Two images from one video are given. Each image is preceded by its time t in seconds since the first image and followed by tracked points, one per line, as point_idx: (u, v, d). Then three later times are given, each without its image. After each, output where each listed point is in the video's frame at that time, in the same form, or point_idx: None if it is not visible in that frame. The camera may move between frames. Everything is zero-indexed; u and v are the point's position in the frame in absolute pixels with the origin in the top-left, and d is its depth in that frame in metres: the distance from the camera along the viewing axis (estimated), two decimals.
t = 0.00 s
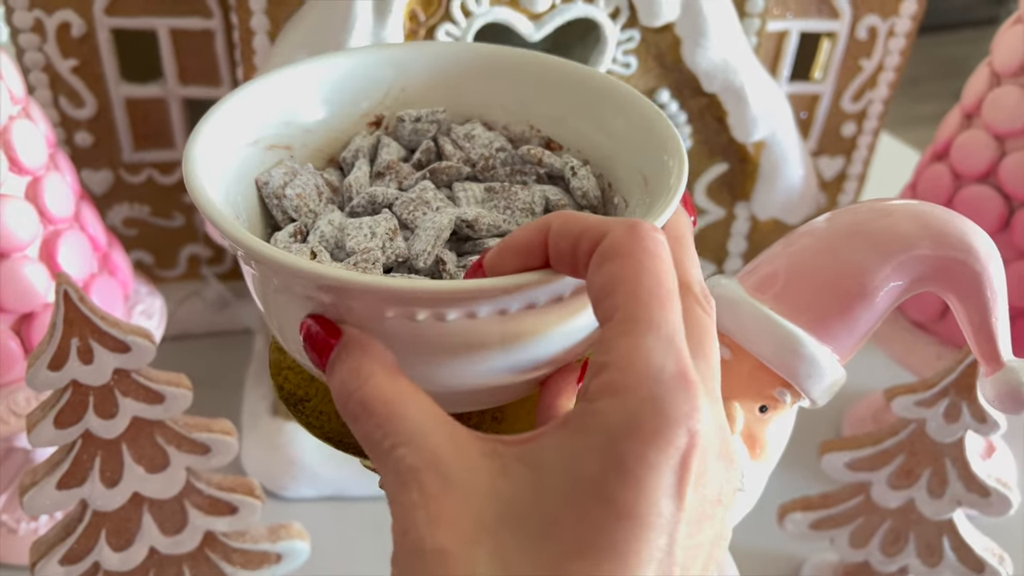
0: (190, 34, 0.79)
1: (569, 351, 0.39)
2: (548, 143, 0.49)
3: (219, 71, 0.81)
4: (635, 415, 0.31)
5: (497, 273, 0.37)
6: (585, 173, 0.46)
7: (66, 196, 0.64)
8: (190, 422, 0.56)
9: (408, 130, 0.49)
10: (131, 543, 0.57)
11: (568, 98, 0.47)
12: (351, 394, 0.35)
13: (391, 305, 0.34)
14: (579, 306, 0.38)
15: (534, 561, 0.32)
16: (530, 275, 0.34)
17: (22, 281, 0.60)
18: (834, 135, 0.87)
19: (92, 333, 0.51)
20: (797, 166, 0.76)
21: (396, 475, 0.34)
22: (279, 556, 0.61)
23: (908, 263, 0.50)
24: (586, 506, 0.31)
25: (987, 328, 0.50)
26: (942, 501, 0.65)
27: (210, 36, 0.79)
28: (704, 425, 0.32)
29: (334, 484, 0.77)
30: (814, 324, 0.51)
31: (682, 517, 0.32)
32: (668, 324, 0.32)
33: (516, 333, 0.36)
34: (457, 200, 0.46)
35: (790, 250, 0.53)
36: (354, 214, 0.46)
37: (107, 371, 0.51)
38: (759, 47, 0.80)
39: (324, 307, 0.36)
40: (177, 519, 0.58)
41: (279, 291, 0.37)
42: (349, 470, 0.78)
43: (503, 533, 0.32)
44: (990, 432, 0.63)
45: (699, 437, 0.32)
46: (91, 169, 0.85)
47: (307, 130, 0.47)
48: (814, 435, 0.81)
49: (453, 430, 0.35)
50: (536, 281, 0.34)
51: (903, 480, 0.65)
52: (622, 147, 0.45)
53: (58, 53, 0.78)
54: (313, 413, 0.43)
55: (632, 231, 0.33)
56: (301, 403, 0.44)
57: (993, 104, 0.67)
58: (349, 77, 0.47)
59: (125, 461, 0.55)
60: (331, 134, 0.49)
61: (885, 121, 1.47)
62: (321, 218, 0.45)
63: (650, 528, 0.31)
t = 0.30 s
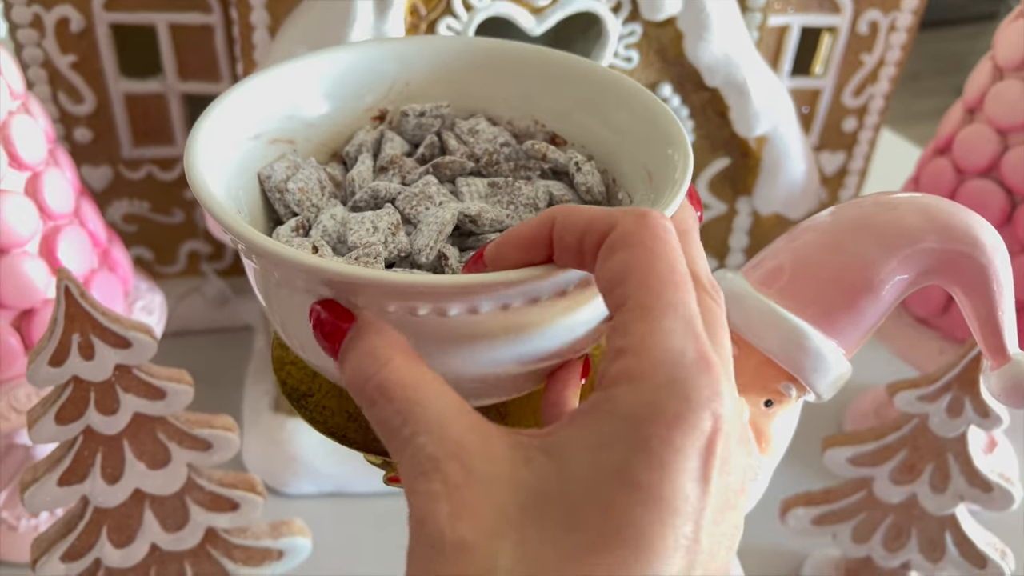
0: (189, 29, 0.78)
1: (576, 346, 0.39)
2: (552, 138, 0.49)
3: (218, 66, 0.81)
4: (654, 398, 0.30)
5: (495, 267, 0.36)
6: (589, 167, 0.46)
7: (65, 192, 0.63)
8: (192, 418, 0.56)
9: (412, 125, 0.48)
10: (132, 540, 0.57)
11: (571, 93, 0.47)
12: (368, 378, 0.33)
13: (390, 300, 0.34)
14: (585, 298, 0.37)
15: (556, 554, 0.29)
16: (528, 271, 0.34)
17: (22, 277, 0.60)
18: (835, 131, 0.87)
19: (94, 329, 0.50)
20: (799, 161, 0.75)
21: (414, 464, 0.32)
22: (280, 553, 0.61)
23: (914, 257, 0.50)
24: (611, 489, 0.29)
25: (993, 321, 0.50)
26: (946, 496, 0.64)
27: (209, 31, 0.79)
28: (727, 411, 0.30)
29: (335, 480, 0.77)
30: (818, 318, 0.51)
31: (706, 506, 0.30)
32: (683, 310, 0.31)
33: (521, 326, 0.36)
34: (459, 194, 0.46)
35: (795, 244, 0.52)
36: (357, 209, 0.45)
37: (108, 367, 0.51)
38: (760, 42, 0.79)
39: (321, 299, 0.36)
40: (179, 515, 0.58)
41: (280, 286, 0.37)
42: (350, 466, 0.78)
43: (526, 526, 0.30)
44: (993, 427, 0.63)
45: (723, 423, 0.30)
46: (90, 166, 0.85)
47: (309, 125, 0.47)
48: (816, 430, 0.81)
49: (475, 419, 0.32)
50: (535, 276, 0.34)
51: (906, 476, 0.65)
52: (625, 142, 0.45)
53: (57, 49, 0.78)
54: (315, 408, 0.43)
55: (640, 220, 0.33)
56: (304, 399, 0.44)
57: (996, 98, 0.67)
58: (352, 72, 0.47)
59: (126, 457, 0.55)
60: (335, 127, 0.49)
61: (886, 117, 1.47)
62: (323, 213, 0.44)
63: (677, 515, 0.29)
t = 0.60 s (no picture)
0: (181, 25, 0.78)
1: (563, 351, 0.38)
2: (541, 140, 0.48)
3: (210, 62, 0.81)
4: (807, 430, 0.31)
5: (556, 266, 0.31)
6: (577, 170, 0.45)
7: (56, 190, 0.63)
8: (184, 417, 0.56)
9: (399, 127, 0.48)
10: (124, 539, 0.57)
11: (559, 96, 0.47)
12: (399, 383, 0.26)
13: (370, 301, 0.33)
14: (574, 302, 0.36)
15: None
16: (533, 267, 0.33)
17: (12, 275, 0.60)
18: (830, 126, 0.87)
19: (83, 327, 0.50)
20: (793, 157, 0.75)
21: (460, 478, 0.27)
22: (274, 551, 0.60)
23: (904, 250, 0.49)
24: (758, 523, 0.30)
25: (983, 315, 0.50)
26: (940, 491, 0.64)
27: (201, 27, 0.78)
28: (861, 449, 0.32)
29: (329, 478, 0.77)
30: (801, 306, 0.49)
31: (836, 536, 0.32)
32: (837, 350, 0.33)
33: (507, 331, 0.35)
34: (446, 197, 0.45)
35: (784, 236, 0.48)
36: (341, 211, 0.45)
37: (97, 365, 0.51)
38: (754, 37, 0.79)
39: (301, 301, 0.35)
40: (171, 514, 0.57)
41: (261, 289, 0.36)
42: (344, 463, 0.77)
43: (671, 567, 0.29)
44: (988, 422, 0.62)
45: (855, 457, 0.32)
46: (82, 163, 0.84)
47: (293, 127, 0.46)
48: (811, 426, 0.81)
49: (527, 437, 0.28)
50: (534, 274, 0.33)
51: (900, 471, 0.65)
52: (615, 146, 0.44)
53: (48, 45, 0.77)
54: (304, 404, 0.43)
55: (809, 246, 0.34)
56: (292, 395, 0.44)
57: (991, 93, 0.67)
58: (338, 75, 0.46)
59: (117, 456, 0.54)
60: (320, 129, 0.48)
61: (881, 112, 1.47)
62: (307, 215, 0.44)
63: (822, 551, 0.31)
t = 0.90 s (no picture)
0: (176, 20, 0.78)
1: (549, 336, 0.38)
2: (530, 132, 0.48)
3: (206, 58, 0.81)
4: None
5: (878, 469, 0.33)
6: (565, 160, 0.45)
7: (51, 185, 0.63)
8: (179, 411, 0.56)
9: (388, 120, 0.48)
10: (121, 533, 0.57)
11: (547, 88, 0.47)
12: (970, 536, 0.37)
13: (356, 289, 0.33)
14: (559, 289, 0.36)
15: None
16: (518, 254, 0.33)
17: (8, 271, 0.60)
18: (824, 120, 0.87)
19: (78, 322, 0.50)
20: (786, 151, 0.75)
21: None
22: (270, 545, 0.61)
23: (887, 237, 0.41)
24: None
25: (965, 299, 0.42)
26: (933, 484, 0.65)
27: (197, 23, 0.79)
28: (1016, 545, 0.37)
29: (326, 472, 0.77)
30: (791, 300, 0.42)
31: None
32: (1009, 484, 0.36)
33: (493, 318, 0.35)
34: (436, 188, 0.45)
35: (768, 224, 0.43)
36: (331, 203, 0.44)
37: (92, 360, 0.51)
38: (749, 31, 0.79)
39: (288, 289, 0.35)
40: (167, 508, 0.57)
41: (249, 279, 0.36)
42: (341, 458, 0.78)
43: None
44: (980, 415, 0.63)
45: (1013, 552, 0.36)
46: (78, 159, 0.84)
47: (282, 120, 0.46)
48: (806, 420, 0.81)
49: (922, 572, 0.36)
50: (519, 262, 0.33)
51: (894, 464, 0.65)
52: (602, 136, 0.45)
53: (44, 41, 0.78)
54: (294, 394, 0.42)
55: None
56: (283, 385, 0.43)
57: (984, 87, 0.67)
58: (327, 68, 0.46)
59: (112, 450, 0.55)
60: (310, 123, 0.48)
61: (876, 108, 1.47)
62: (296, 206, 0.43)
63: None
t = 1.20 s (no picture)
0: (177, 21, 0.79)
1: (547, 333, 0.39)
2: (529, 132, 0.49)
3: (207, 59, 0.81)
4: None
5: None
6: (564, 159, 0.46)
7: (53, 185, 0.64)
8: (180, 409, 0.56)
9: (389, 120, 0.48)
10: (123, 529, 0.58)
11: (546, 88, 0.47)
12: None
13: (356, 286, 0.34)
14: (556, 287, 0.37)
15: None
16: (517, 252, 0.34)
17: (11, 269, 0.60)
18: (822, 120, 0.87)
19: (80, 320, 0.51)
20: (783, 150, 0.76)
21: None
22: (271, 542, 0.61)
23: (885, 235, 0.42)
24: None
25: (960, 299, 0.43)
26: (929, 480, 0.65)
27: (197, 23, 0.79)
28: None
29: (326, 470, 0.78)
30: (789, 299, 0.42)
31: None
32: None
33: (492, 316, 0.36)
34: (436, 188, 0.46)
35: (765, 224, 0.44)
36: (332, 202, 0.45)
37: (95, 358, 0.52)
38: (746, 31, 0.80)
39: (291, 286, 0.35)
40: (169, 505, 0.58)
41: (251, 276, 0.36)
42: (341, 456, 0.78)
43: None
44: (976, 412, 0.63)
45: None
46: (80, 159, 0.85)
47: (283, 120, 0.46)
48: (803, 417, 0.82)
49: None
50: (519, 260, 0.34)
51: (890, 461, 0.65)
52: (600, 136, 0.45)
53: (45, 42, 0.78)
54: (296, 392, 0.43)
55: None
56: (285, 383, 0.43)
57: (979, 86, 0.68)
58: (327, 69, 0.47)
59: (114, 447, 0.55)
60: (311, 122, 0.48)
61: (873, 107, 1.48)
62: (298, 205, 0.43)
63: None
